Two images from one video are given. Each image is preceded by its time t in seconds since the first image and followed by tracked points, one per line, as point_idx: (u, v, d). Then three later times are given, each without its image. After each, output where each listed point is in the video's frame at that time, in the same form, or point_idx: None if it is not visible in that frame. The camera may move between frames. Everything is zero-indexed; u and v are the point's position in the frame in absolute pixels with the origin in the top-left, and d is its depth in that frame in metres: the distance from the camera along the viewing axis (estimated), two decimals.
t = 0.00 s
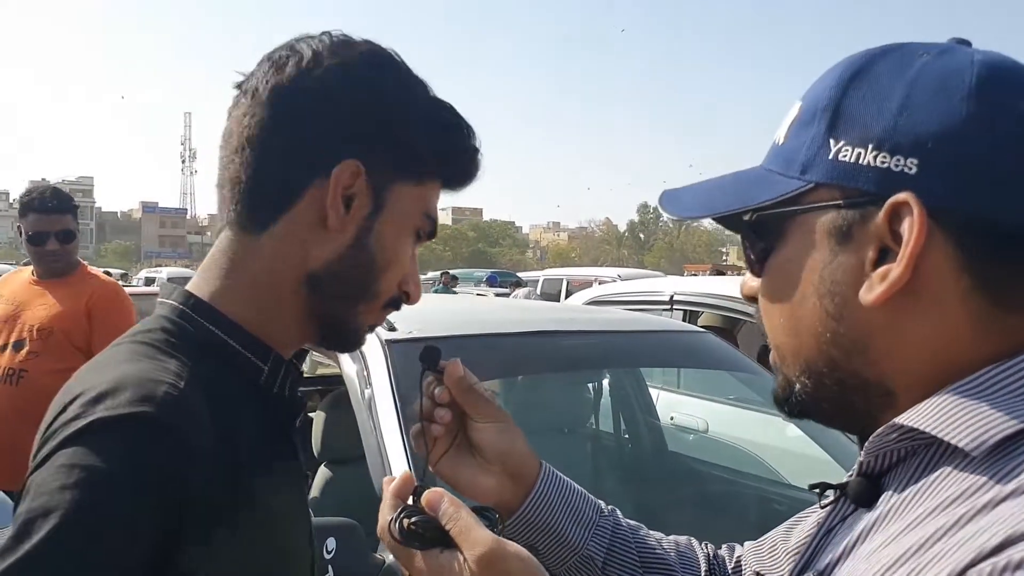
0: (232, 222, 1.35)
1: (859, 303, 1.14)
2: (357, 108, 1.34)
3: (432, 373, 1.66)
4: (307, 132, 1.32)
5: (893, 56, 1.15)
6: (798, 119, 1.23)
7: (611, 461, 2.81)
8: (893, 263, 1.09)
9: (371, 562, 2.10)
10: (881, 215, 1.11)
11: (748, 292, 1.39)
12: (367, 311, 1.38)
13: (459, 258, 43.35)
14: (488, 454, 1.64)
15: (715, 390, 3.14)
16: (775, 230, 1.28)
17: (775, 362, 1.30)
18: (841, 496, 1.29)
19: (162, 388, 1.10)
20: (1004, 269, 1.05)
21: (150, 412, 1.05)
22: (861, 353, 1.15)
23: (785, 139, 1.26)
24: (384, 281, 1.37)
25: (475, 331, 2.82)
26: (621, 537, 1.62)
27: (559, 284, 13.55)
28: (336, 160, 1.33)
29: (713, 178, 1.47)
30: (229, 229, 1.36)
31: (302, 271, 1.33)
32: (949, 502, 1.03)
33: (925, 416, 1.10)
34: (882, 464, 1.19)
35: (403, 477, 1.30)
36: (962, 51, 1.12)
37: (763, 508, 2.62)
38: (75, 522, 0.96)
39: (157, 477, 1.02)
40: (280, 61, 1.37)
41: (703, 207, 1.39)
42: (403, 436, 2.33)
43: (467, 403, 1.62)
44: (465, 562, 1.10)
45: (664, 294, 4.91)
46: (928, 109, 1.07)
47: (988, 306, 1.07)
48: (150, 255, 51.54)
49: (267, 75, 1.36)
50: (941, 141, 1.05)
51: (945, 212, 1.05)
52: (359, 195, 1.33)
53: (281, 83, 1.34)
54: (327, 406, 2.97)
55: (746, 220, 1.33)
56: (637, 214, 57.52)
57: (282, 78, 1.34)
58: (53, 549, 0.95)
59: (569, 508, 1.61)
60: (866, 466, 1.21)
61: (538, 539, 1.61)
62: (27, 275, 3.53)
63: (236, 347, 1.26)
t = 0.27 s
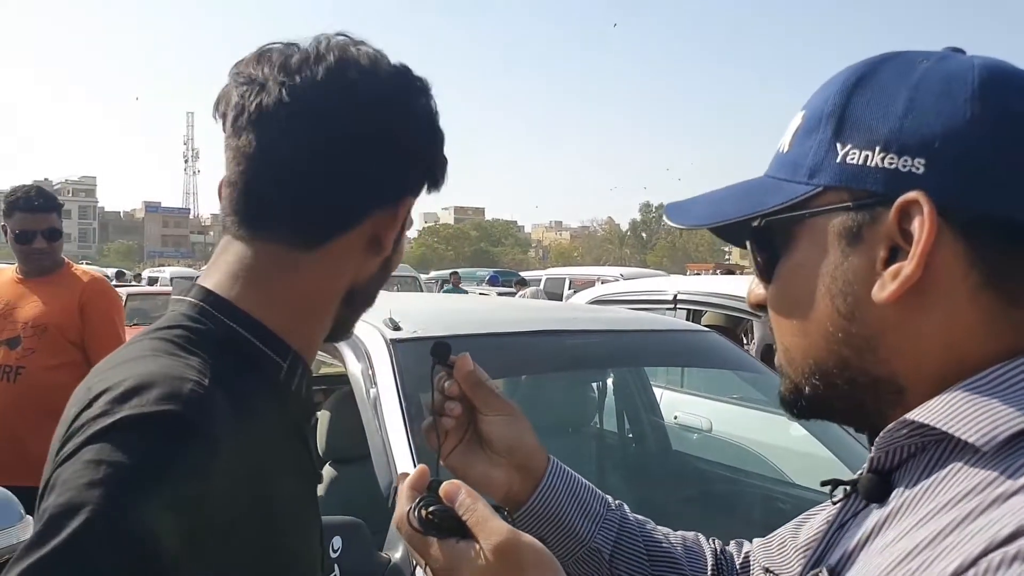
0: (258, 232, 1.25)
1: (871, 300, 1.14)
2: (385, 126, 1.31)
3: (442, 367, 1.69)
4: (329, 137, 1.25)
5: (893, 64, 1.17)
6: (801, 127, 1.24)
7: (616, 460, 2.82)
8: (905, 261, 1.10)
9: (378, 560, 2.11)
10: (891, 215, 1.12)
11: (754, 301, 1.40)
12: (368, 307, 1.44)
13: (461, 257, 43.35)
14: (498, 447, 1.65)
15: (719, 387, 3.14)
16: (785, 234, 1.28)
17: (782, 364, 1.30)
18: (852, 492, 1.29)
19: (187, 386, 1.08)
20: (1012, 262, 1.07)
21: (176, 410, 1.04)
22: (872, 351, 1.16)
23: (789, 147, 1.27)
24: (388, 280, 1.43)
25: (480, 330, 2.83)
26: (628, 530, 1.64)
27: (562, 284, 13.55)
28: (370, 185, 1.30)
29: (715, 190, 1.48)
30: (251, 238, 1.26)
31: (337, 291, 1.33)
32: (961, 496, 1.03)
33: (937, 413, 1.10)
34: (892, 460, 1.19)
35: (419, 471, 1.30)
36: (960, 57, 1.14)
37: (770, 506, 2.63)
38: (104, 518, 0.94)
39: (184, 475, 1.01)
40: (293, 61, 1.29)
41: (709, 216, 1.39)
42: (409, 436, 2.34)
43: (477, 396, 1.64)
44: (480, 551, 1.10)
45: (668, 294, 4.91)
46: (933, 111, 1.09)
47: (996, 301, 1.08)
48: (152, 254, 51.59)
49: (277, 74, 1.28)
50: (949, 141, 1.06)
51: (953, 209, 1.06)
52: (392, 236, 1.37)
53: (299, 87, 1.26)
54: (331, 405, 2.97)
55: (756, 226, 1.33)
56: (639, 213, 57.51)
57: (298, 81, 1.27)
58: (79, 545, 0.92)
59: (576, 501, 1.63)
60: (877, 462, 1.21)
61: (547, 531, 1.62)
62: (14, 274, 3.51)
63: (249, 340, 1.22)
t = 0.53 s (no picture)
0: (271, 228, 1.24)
1: (894, 285, 1.14)
2: (397, 123, 1.28)
3: (456, 360, 1.70)
4: (341, 133, 1.23)
5: (923, 52, 1.16)
6: (827, 113, 1.24)
7: (633, 454, 2.82)
8: (929, 246, 1.09)
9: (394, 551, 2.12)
10: (915, 201, 1.11)
11: (771, 284, 1.40)
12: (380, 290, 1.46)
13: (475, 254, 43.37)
14: (512, 439, 1.66)
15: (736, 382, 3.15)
16: (807, 222, 1.28)
17: (805, 349, 1.29)
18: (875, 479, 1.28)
19: (231, 373, 1.08)
20: None
21: (222, 396, 1.03)
22: (894, 336, 1.15)
23: (815, 132, 1.27)
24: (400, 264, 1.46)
25: (496, 324, 2.82)
26: (643, 522, 1.63)
27: (577, 280, 13.53)
28: (381, 178, 1.29)
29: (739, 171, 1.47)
30: (264, 234, 1.25)
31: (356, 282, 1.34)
32: (983, 480, 1.03)
33: (958, 398, 1.09)
34: (913, 447, 1.18)
35: (443, 456, 1.28)
36: (989, 48, 1.13)
37: (787, 501, 2.62)
38: (158, 506, 0.94)
39: (231, 462, 1.00)
40: (303, 53, 1.26)
41: (731, 198, 1.39)
42: (425, 428, 2.35)
43: (491, 388, 1.65)
44: (504, 536, 1.10)
45: (684, 289, 4.89)
46: (962, 99, 1.07)
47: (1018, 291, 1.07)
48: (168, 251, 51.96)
49: (289, 65, 1.25)
50: (976, 129, 1.05)
51: (978, 197, 1.05)
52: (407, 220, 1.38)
53: (312, 85, 1.24)
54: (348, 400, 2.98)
55: (779, 209, 1.31)
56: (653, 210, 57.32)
57: (308, 76, 1.24)
58: (134, 532, 0.93)
59: (592, 492, 1.63)
60: (899, 449, 1.19)
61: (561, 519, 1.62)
62: (12, 267, 3.48)
63: (284, 330, 1.23)
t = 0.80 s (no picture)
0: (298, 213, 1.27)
1: (944, 271, 1.12)
2: (407, 94, 1.29)
3: (497, 348, 1.71)
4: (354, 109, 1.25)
5: (974, 41, 1.15)
6: (875, 103, 1.23)
7: (668, 445, 2.82)
8: (983, 231, 1.08)
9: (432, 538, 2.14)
10: (968, 186, 1.10)
11: (816, 276, 1.38)
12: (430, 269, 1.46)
13: (503, 244, 43.37)
14: (553, 426, 1.68)
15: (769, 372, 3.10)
16: (850, 211, 1.26)
17: (848, 336, 1.27)
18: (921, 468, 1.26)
19: (289, 361, 1.10)
20: None
21: (282, 384, 1.05)
22: (945, 324, 1.13)
23: (862, 123, 1.26)
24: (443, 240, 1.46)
25: (530, 314, 2.83)
26: (682, 511, 1.62)
27: (606, 271, 13.48)
28: (402, 154, 1.29)
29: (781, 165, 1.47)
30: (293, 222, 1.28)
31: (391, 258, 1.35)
32: None
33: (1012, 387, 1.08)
34: (964, 435, 1.16)
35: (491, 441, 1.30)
36: None
37: (825, 493, 2.60)
38: (226, 493, 0.97)
39: (294, 450, 1.03)
40: (305, 36, 1.28)
41: (777, 188, 1.38)
42: (461, 417, 2.36)
43: (531, 377, 1.67)
44: (556, 520, 1.11)
45: (717, 279, 4.85)
46: (1015, 86, 1.06)
47: None
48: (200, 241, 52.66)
49: (297, 52, 1.27)
50: None
51: None
52: (435, 186, 1.37)
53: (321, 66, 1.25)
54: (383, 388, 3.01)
55: (826, 199, 1.30)
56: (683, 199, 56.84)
57: (314, 58, 1.26)
58: (206, 520, 0.96)
59: (633, 480, 1.64)
60: (948, 437, 1.18)
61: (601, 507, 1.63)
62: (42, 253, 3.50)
63: (325, 318, 1.24)
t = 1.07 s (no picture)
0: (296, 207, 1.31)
1: (976, 268, 1.12)
2: (376, 70, 1.29)
3: (516, 339, 1.71)
4: (324, 101, 1.27)
5: (1002, 37, 1.15)
6: (901, 99, 1.23)
7: (677, 439, 2.81)
8: (1014, 227, 1.07)
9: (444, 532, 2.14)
10: (999, 182, 1.09)
11: (837, 274, 1.38)
12: (454, 251, 1.42)
13: (507, 236, 43.33)
14: (571, 418, 1.68)
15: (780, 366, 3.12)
16: (879, 208, 1.27)
17: (871, 331, 1.27)
18: (947, 467, 1.25)
19: (300, 354, 1.10)
20: None
21: (292, 376, 1.06)
22: (975, 320, 1.13)
23: (888, 119, 1.26)
24: (461, 217, 1.41)
25: (542, 308, 2.83)
26: (700, 505, 1.62)
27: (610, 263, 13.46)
28: (388, 133, 1.30)
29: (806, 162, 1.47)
30: (295, 215, 1.31)
31: (394, 237, 1.33)
32: None
33: None
34: (992, 433, 1.16)
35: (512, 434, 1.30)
36: None
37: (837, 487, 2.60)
38: (236, 485, 0.98)
39: (305, 443, 1.03)
40: (277, 40, 1.32)
41: (805, 183, 1.39)
42: (472, 411, 2.37)
43: (552, 367, 1.67)
44: (580, 517, 1.11)
45: (724, 273, 4.84)
46: None
47: None
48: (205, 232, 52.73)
49: (279, 52, 1.31)
50: None
51: None
52: (430, 159, 1.34)
53: (289, 68, 1.29)
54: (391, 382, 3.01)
55: (853, 194, 1.30)
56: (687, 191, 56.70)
57: (285, 60, 1.29)
58: (215, 512, 0.97)
59: (651, 473, 1.64)
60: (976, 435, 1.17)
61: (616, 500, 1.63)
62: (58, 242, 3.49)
63: (340, 315, 1.24)
